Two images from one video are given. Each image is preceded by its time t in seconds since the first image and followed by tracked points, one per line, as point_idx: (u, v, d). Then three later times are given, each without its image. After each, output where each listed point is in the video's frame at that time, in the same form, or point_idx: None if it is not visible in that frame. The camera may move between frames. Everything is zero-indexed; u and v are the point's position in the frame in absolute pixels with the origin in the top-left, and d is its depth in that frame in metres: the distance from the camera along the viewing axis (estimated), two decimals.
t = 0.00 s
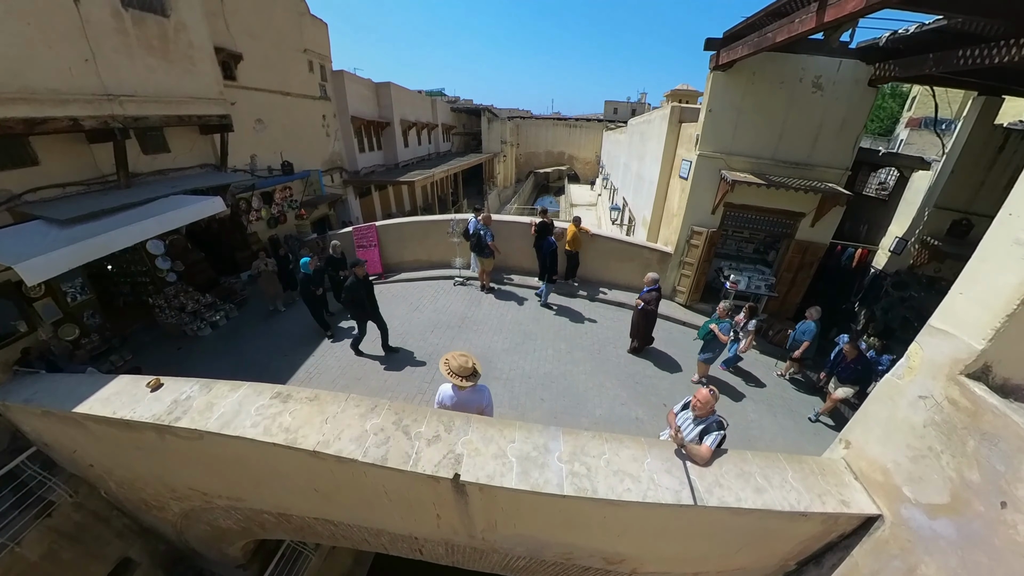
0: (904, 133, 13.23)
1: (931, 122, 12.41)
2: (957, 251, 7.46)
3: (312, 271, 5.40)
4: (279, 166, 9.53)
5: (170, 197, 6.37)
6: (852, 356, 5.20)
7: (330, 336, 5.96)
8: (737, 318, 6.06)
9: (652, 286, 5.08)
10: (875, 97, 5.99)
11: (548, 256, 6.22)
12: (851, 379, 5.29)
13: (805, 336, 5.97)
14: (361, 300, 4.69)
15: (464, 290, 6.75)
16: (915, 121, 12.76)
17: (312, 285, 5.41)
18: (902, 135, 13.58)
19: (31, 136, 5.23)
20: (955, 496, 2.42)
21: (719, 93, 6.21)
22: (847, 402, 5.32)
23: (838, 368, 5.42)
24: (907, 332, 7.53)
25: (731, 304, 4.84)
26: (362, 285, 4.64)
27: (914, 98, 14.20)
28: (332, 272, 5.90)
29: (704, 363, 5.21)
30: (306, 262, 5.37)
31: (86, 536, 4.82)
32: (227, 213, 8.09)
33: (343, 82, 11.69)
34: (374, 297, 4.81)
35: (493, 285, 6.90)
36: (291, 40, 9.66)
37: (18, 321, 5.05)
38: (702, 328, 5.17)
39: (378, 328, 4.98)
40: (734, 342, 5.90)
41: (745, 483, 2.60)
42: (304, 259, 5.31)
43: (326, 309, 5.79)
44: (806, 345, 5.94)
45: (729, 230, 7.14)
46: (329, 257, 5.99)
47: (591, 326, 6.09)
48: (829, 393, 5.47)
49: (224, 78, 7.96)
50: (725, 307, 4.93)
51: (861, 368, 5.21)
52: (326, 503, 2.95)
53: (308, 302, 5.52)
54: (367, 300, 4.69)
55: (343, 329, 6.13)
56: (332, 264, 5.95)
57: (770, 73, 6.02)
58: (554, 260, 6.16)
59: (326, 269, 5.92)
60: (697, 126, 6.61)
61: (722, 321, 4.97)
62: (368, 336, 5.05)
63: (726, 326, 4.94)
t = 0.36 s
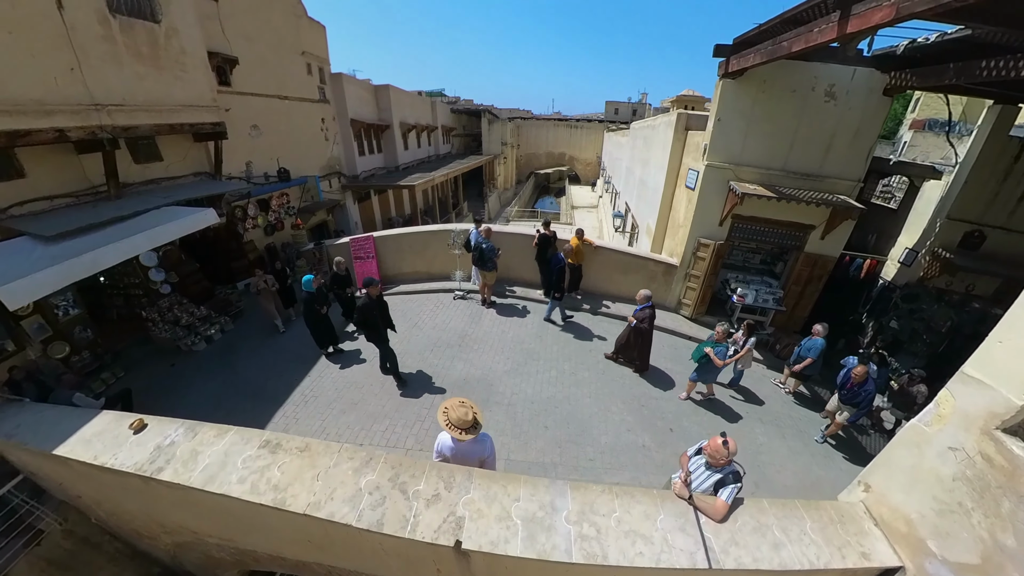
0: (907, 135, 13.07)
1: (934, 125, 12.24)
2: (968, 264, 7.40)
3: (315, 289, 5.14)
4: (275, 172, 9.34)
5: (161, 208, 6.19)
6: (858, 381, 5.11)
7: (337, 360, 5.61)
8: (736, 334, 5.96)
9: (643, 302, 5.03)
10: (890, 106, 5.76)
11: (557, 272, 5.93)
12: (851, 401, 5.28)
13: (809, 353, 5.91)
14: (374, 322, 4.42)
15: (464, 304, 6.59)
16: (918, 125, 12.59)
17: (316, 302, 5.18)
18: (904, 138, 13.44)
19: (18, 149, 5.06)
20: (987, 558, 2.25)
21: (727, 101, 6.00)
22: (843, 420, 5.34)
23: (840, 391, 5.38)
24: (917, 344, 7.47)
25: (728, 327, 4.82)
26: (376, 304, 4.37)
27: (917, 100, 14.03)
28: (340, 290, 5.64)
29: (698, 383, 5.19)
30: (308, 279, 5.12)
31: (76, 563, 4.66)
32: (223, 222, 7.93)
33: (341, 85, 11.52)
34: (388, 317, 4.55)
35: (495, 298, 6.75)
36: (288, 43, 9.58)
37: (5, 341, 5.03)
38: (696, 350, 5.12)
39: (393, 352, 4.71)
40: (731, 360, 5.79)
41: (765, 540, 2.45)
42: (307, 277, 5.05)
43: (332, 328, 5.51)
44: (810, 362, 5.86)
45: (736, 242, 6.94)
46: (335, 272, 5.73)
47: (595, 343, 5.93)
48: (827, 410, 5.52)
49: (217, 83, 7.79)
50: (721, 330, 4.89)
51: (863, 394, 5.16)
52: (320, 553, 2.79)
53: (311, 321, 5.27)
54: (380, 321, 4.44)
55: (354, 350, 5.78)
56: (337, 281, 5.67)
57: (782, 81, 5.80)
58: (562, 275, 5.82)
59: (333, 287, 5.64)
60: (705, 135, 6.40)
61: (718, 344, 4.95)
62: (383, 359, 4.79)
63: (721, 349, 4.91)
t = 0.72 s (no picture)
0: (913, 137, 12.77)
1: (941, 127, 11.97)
2: (985, 274, 7.12)
3: (325, 307, 4.90)
4: (272, 177, 9.13)
5: (151, 219, 5.95)
6: (864, 399, 4.93)
7: (350, 384, 5.26)
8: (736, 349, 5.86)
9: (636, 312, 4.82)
10: (910, 114, 5.52)
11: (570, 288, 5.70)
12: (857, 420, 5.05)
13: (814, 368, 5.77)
14: (391, 352, 4.13)
15: (465, 317, 6.38)
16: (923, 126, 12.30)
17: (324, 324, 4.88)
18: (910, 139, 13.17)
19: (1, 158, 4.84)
20: None
21: (741, 107, 5.76)
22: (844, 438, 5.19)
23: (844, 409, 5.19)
24: (929, 355, 7.57)
25: (731, 346, 4.61)
26: (392, 335, 4.07)
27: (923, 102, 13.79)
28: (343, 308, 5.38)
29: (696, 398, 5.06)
30: (317, 297, 4.89)
31: None
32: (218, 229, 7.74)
33: (339, 87, 11.28)
34: (405, 346, 4.25)
35: (498, 312, 6.55)
36: (285, 45, 9.38)
37: None
38: (697, 368, 4.93)
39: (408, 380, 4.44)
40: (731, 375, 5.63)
41: None
42: (317, 294, 4.82)
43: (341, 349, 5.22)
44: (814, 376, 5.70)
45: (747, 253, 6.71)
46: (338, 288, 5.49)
47: (602, 360, 5.75)
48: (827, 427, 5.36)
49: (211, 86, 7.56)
50: (723, 350, 4.67)
51: (869, 414, 4.96)
52: None
53: (319, 341, 5.01)
54: (396, 351, 4.15)
55: (367, 373, 5.46)
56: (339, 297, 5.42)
57: (798, 87, 5.56)
58: (576, 291, 5.66)
59: (337, 304, 5.37)
60: (716, 142, 6.15)
61: (721, 363, 4.74)
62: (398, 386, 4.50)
63: (724, 370, 4.70)
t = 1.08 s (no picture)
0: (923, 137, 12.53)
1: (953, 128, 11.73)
2: (1003, 281, 6.94)
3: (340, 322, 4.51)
4: (271, 179, 8.91)
5: (143, 223, 5.73)
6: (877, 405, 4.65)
7: (368, 404, 4.89)
8: (737, 358, 5.47)
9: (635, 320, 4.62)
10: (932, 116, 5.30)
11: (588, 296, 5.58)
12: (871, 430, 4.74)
13: (824, 373, 5.48)
14: (415, 375, 3.87)
15: (470, 325, 6.18)
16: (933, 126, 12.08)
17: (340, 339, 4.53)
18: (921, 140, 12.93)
19: None
20: None
21: (757, 108, 5.56)
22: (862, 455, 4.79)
23: (857, 419, 4.89)
24: (942, 362, 7.26)
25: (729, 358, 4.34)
26: (416, 357, 3.79)
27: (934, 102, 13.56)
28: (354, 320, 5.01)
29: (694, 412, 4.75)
30: (331, 312, 4.45)
31: None
32: (215, 232, 7.54)
33: (339, 86, 11.06)
34: (428, 367, 3.99)
35: (505, 319, 6.36)
36: (284, 43, 9.15)
37: None
38: (699, 382, 4.66)
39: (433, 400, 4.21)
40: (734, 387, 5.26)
41: None
42: (333, 309, 4.44)
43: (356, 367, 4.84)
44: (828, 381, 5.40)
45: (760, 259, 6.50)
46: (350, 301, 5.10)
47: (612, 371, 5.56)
48: (842, 444, 4.97)
49: (207, 85, 7.34)
50: (723, 362, 4.39)
51: (884, 421, 4.66)
52: None
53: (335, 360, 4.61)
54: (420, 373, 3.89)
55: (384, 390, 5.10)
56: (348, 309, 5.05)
57: (816, 87, 5.35)
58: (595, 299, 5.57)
59: (349, 317, 4.98)
60: (730, 144, 5.94)
61: (722, 376, 4.48)
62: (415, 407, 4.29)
63: (726, 384, 4.43)
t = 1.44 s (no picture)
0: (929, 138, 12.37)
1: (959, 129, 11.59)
2: (1017, 285, 6.79)
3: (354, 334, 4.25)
4: (269, 180, 8.74)
5: (136, 226, 5.58)
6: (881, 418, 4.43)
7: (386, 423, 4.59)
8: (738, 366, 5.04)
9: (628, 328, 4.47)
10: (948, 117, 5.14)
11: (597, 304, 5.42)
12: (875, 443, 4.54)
13: (833, 382, 5.21)
14: (442, 399, 3.62)
15: (473, 332, 6.02)
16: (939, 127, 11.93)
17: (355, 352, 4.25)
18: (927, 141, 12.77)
19: None
20: None
21: (769, 109, 5.40)
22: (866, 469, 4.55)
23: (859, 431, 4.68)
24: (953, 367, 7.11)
25: (729, 364, 4.17)
26: (446, 380, 3.54)
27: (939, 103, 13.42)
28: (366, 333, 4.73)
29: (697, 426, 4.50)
30: (346, 324, 4.19)
31: None
32: (211, 235, 7.39)
33: (338, 85, 10.89)
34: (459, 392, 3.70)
35: (508, 326, 6.20)
36: (282, 41, 8.97)
37: None
38: (697, 390, 4.40)
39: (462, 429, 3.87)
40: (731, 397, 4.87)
41: None
42: (345, 319, 4.18)
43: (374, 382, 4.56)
44: (835, 391, 5.15)
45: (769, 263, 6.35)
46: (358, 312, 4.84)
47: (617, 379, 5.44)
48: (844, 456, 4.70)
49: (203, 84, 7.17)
50: (722, 368, 4.18)
51: (889, 434, 4.45)
52: None
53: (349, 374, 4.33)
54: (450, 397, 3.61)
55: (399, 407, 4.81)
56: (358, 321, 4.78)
57: (830, 88, 5.20)
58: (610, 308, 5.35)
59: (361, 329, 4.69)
60: (740, 146, 5.77)
61: (721, 384, 4.25)
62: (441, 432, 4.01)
63: (725, 392, 4.22)
